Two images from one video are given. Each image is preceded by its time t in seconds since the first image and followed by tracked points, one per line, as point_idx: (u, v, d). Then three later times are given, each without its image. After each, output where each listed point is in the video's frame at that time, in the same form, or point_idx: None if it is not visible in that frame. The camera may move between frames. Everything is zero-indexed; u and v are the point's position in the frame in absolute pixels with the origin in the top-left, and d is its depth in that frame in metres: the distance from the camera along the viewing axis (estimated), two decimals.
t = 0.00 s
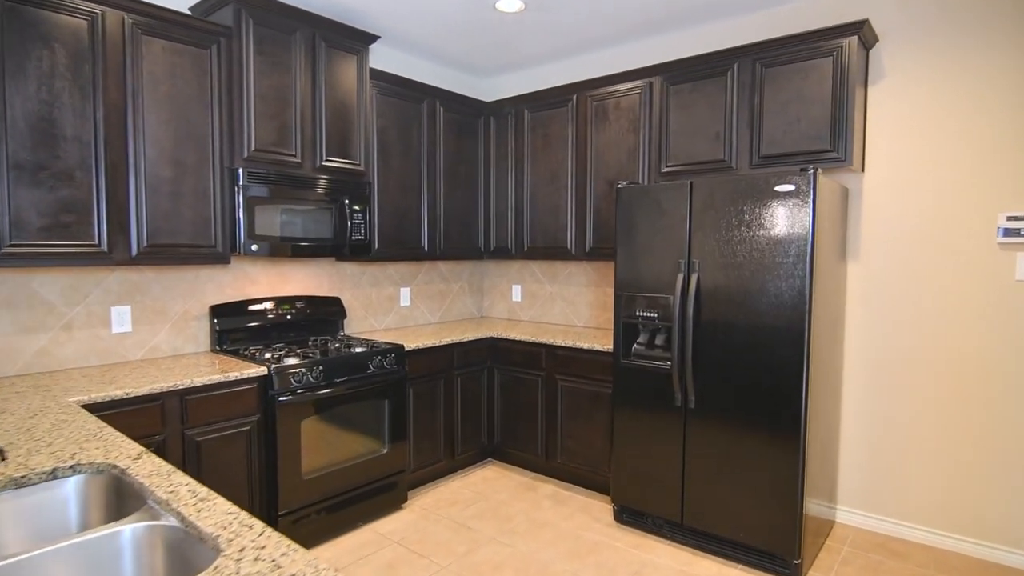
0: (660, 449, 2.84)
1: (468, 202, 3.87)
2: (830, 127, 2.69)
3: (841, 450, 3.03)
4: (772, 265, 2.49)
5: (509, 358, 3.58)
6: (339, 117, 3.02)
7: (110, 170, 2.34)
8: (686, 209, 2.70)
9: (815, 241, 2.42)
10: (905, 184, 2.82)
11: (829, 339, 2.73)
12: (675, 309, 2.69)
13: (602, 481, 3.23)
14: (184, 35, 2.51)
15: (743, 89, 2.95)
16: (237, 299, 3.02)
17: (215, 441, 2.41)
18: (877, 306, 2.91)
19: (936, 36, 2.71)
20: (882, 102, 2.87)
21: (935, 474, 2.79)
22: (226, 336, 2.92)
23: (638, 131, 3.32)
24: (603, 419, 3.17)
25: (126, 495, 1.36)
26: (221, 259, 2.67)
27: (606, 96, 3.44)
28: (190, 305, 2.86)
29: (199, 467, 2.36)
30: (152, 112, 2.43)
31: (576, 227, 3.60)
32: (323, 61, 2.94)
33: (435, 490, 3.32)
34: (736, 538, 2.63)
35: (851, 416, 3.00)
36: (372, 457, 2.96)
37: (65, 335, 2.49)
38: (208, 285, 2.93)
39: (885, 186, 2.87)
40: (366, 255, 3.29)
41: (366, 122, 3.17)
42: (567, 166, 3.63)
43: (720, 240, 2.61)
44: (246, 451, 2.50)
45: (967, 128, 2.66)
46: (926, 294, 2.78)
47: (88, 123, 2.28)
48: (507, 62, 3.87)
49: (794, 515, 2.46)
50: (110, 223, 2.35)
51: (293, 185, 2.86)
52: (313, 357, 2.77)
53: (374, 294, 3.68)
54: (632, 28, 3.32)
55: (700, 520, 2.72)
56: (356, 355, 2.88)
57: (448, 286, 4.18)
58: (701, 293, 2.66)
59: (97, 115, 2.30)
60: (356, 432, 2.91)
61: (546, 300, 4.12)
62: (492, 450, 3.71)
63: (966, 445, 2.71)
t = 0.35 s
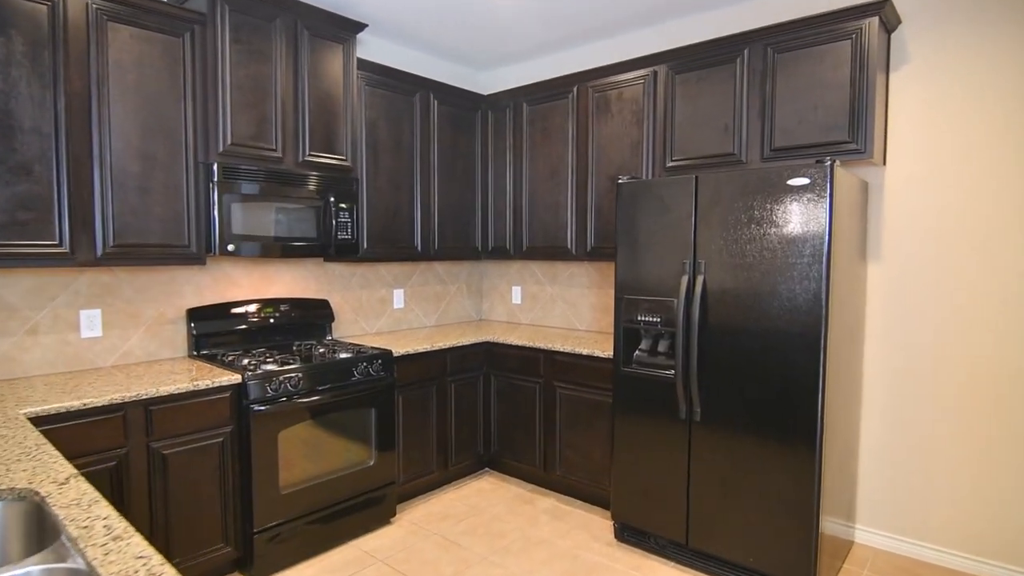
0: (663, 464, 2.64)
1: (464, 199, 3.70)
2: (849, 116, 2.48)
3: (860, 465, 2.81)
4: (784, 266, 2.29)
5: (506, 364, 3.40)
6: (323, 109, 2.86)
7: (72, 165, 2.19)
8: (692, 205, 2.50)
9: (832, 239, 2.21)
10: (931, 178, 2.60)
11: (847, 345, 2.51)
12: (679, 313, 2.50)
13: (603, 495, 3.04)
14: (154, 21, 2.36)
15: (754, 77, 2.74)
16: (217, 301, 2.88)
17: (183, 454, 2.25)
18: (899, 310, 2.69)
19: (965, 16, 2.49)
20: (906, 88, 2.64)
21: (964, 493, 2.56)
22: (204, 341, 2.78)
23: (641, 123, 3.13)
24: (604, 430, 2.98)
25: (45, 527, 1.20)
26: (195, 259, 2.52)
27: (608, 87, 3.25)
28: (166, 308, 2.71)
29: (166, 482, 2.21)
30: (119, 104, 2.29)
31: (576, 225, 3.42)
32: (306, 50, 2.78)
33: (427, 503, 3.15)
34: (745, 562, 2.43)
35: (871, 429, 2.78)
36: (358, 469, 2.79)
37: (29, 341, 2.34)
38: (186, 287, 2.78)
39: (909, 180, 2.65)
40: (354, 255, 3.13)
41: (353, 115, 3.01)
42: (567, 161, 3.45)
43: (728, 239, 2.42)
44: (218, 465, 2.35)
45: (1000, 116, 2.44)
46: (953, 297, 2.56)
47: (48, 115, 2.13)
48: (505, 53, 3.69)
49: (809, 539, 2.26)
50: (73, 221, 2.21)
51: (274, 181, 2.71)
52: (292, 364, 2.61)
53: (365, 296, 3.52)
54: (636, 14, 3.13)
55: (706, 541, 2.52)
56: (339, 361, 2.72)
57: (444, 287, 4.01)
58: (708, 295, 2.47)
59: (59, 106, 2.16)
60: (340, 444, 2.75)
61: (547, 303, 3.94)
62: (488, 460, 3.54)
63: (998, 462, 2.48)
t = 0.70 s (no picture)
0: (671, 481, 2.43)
1: (466, 196, 3.54)
2: (878, 100, 2.24)
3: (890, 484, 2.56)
4: (804, 264, 2.07)
5: (508, 369, 3.23)
6: (312, 101, 2.73)
7: (41, 159, 2.09)
8: (702, 199, 2.29)
9: (858, 235, 1.98)
10: (972, 168, 2.33)
11: (875, 353, 2.27)
12: (687, 317, 2.29)
13: (608, 511, 2.85)
14: (129, 8, 2.25)
15: (773, 59, 2.52)
16: (204, 302, 2.77)
17: (155, 463, 2.13)
18: (936, 314, 2.43)
19: None
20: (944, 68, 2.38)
21: (1008, 519, 2.30)
22: (189, 343, 2.67)
23: (651, 113, 2.92)
24: (609, 442, 2.78)
25: None
26: (174, 258, 2.41)
27: (616, 74, 3.05)
28: (149, 309, 2.61)
29: (136, 493, 2.10)
30: (91, 95, 2.18)
31: (583, 223, 3.23)
32: (294, 39, 2.65)
33: (423, 515, 2.99)
34: None
35: (902, 445, 2.53)
36: (347, 480, 2.67)
37: (2, 343, 2.25)
38: (171, 287, 2.67)
39: (946, 170, 2.39)
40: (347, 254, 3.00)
41: (345, 108, 2.88)
42: (574, 154, 3.26)
43: (742, 235, 2.20)
44: (193, 476, 2.22)
45: None
46: (997, 300, 2.29)
47: (13, 106, 2.03)
48: (510, 42, 3.51)
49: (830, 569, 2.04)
50: (42, 218, 2.11)
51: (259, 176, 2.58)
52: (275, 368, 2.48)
53: (363, 296, 3.39)
54: None
55: (716, 566, 2.31)
56: (326, 366, 2.57)
57: (448, 287, 3.86)
58: (719, 297, 2.25)
59: (27, 97, 2.05)
60: (327, 453, 2.61)
61: (555, 304, 3.76)
62: (490, 469, 3.38)
63: None
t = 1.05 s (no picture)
0: (686, 503, 2.22)
1: (478, 193, 3.39)
2: (923, 79, 1.98)
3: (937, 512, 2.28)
4: (834, 265, 1.83)
5: (519, 375, 3.07)
6: (310, 94, 2.62)
7: (24, 155, 2.03)
8: (720, 192, 2.07)
9: (898, 231, 1.74)
10: None
11: (920, 365, 2.01)
12: (703, 323, 2.07)
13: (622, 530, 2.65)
14: None
15: (803, 38, 2.28)
16: (202, 302, 2.69)
17: (135, 471, 2.04)
18: (991, 321, 2.15)
19: None
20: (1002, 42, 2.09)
21: None
22: (183, 345, 2.60)
23: (670, 101, 2.71)
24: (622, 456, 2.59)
25: None
26: (164, 258, 2.33)
27: (634, 61, 2.85)
28: (144, 310, 2.54)
29: (116, 502, 2.01)
30: (76, 89, 2.11)
31: (598, 220, 3.04)
32: (291, 29, 2.55)
33: (426, 528, 2.85)
34: None
35: (950, 468, 2.25)
36: (343, 489, 2.55)
37: None
38: (167, 287, 2.61)
39: (1005, 158, 2.10)
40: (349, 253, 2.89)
41: (346, 102, 2.76)
42: (589, 148, 3.06)
43: (764, 233, 1.97)
44: (176, 485, 2.13)
45: None
46: None
47: None
48: (523, 31, 3.34)
49: None
50: (25, 216, 2.04)
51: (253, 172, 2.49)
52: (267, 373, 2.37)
53: (369, 298, 3.28)
54: None
55: None
56: (320, 370, 2.45)
57: (461, 289, 3.72)
58: (739, 302, 2.03)
59: (9, 92, 1.99)
60: (322, 461, 2.50)
61: (571, 307, 3.57)
62: (501, 480, 3.22)
63: None
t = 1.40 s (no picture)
0: (706, 528, 2.01)
1: (496, 189, 3.24)
2: (988, 49, 1.71)
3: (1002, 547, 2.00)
4: (878, 264, 1.59)
5: (536, 380, 2.90)
6: (316, 85, 2.53)
7: (20, 150, 1.98)
8: (747, 182, 1.85)
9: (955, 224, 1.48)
10: None
11: (982, 379, 1.74)
12: (727, 329, 1.85)
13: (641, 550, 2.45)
14: None
15: (847, 8, 2.03)
16: (209, 301, 2.64)
17: (124, 475, 1.97)
18: None
19: None
20: None
21: None
22: (187, 345, 2.55)
23: (698, 85, 2.49)
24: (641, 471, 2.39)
25: None
26: (164, 254, 2.27)
27: (660, 43, 2.64)
28: (149, 308, 2.50)
29: (106, 506, 1.95)
30: (74, 82, 2.06)
31: (622, 216, 2.84)
32: (295, 17, 2.45)
33: (435, 539, 2.72)
34: None
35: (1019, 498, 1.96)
36: (345, 497, 2.45)
37: None
38: (173, 285, 2.56)
39: None
40: (358, 251, 2.78)
41: (355, 93, 2.66)
42: (613, 138, 2.87)
43: (796, 227, 1.74)
44: (166, 489, 2.05)
45: None
46: None
47: None
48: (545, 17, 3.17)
49: None
50: (21, 212, 2.00)
51: (254, 166, 2.42)
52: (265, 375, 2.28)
53: (383, 297, 3.18)
54: None
55: None
56: (321, 373, 2.35)
57: (481, 288, 3.58)
58: (767, 306, 1.81)
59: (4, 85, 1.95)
60: (322, 468, 2.40)
61: (595, 308, 3.38)
62: (517, 490, 3.07)
63: None
